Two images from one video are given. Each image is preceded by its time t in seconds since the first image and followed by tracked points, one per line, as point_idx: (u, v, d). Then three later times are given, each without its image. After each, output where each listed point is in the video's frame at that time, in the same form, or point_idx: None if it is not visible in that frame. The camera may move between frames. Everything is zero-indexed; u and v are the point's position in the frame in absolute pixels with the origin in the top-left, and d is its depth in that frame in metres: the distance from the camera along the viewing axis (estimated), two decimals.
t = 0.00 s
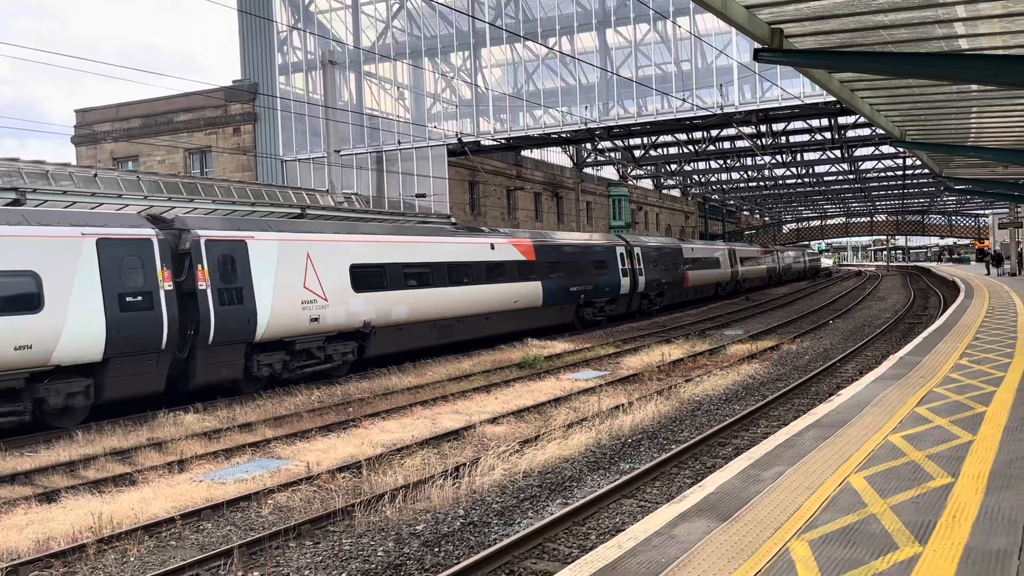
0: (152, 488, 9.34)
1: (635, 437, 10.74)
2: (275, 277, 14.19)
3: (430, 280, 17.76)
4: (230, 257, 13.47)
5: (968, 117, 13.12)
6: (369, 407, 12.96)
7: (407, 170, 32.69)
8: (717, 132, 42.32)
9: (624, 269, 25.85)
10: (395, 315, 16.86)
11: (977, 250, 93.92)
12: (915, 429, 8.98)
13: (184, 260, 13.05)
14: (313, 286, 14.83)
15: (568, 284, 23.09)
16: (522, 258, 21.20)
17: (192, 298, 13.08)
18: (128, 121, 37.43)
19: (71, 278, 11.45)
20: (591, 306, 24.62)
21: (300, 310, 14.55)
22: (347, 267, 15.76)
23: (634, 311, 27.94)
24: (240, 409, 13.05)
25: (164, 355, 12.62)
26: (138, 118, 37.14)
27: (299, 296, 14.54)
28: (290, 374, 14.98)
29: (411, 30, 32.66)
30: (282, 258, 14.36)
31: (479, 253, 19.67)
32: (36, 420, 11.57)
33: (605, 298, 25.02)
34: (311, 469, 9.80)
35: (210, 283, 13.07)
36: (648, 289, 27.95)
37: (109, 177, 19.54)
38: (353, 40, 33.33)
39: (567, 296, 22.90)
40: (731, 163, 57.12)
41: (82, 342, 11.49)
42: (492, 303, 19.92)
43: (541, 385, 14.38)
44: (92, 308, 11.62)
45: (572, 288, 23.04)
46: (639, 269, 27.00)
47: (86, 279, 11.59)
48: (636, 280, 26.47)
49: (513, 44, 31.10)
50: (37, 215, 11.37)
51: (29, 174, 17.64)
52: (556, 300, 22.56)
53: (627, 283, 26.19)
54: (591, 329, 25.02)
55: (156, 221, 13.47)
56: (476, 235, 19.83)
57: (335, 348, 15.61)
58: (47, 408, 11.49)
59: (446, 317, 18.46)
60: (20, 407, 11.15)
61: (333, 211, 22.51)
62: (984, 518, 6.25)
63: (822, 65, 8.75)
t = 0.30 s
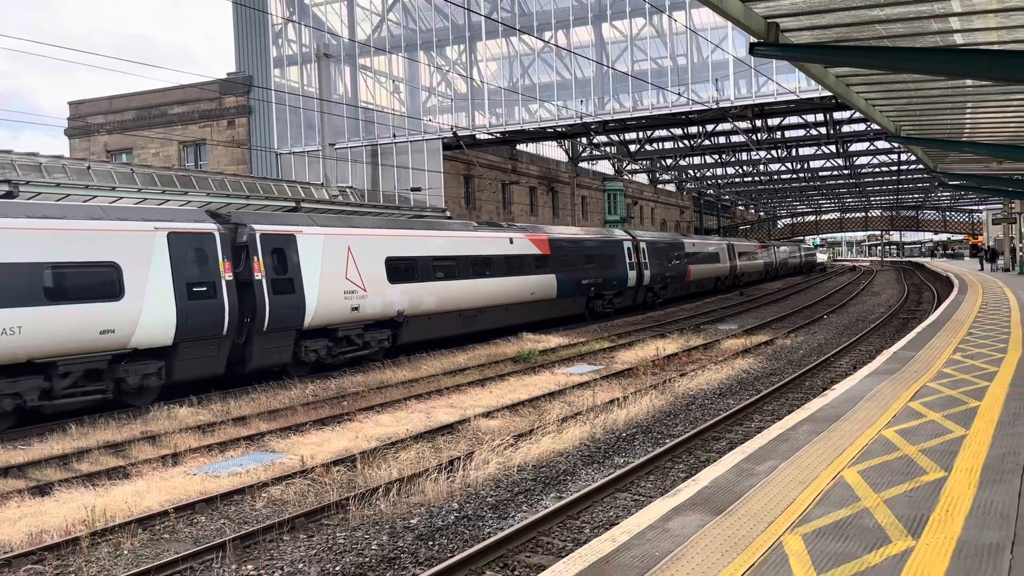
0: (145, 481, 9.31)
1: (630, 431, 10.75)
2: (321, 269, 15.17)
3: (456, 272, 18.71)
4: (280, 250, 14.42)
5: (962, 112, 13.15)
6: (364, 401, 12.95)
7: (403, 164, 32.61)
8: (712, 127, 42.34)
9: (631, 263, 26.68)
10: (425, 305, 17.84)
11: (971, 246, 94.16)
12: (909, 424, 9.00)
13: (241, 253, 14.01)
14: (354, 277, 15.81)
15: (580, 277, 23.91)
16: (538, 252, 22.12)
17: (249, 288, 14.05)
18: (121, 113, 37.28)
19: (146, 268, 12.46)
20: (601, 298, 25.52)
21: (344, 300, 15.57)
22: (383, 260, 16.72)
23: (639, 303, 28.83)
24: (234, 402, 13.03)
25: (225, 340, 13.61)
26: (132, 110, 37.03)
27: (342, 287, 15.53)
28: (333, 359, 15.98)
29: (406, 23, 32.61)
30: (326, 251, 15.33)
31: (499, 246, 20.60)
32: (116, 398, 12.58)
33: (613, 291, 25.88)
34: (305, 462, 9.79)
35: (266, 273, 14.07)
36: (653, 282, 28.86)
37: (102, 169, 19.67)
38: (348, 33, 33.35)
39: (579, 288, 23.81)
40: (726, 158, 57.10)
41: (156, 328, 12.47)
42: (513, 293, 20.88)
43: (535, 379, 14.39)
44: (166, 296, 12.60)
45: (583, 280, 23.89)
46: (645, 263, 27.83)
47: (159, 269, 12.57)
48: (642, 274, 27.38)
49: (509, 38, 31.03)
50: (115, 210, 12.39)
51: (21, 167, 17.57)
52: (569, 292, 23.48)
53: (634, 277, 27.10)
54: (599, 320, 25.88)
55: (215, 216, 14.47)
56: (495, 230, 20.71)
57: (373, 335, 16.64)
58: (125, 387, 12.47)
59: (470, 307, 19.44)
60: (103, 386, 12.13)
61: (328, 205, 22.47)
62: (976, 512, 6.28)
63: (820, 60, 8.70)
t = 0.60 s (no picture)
0: (139, 472, 9.31)
1: (624, 424, 10.76)
2: (360, 260, 16.17)
3: (479, 263, 19.68)
4: (323, 242, 15.40)
5: (957, 106, 13.17)
6: (358, 394, 12.94)
7: (398, 156, 32.77)
8: (708, 120, 42.39)
9: (637, 256, 27.43)
10: (451, 295, 18.84)
11: (965, 241, 94.39)
12: (902, 417, 9.02)
13: (290, 244, 15.01)
14: (389, 268, 16.81)
15: (588, 269, 24.60)
16: (552, 245, 22.96)
17: (297, 277, 15.06)
18: (115, 104, 37.12)
19: (209, 258, 13.49)
20: (609, 290, 26.27)
21: (380, 289, 16.57)
22: (415, 252, 17.69)
23: (644, 296, 29.45)
24: (228, 394, 13.01)
25: (276, 325, 14.64)
26: (126, 101, 36.88)
27: (378, 277, 16.54)
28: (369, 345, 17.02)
29: (402, 15, 32.52)
30: (364, 244, 16.33)
31: (517, 239, 21.46)
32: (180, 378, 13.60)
33: (621, 283, 26.63)
34: (299, 454, 9.78)
35: (313, 264, 15.10)
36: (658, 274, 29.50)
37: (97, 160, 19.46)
38: (344, 25, 33.08)
39: (590, 280, 24.63)
40: (722, 152, 57.08)
41: (218, 313, 13.50)
42: (530, 284, 21.80)
43: (530, 372, 14.39)
44: (226, 284, 13.63)
45: (593, 272, 24.66)
46: (650, 256, 28.57)
47: (220, 259, 13.58)
48: (648, 267, 28.09)
49: (504, 30, 30.95)
50: (180, 203, 13.42)
51: (14, 157, 17.46)
52: (581, 283, 24.31)
53: (639, 269, 27.83)
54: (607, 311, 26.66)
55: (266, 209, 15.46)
56: (513, 224, 21.52)
57: (406, 322, 17.68)
58: (190, 367, 13.51)
59: (491, 297, 20.40)
60: (170, 366, 13.17)
61: (323, 197, 22.45)
62: (969, 505, 6.30)
63: (816, 53, 8.72)
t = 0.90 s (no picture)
0: (134, 463, 9.30)
1: (619, 417, 10.78)
2: (395, 251, 17.19)
3: (499, 255, 20.66)
4: (361, 234, 16.40)
5: (953, 101, 13.20)
6: (353, 385, 12.95)
7: (393, 147, 32.53)
8: (704, 113, 42.36)
9: (642, 249, 28.33)
10: (475, 285, 19.89)
11: (959, 236, 94.58)
12: (897, 410, 9.07)
13: (333, 235, 15.98)
14: (420, 259, 17.83)
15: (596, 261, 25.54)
16: (564, 238, 23.90)
17: (339, 267, 16.08)
18: (110, 94, 36.94)
19: (262, 247, 14.49)
20: (616, 281, 27.30)
21: (412, 278, 17.59)
22: (443, 244, 18.71)
23: (648, 288, 30.38)
24: (223, 385, 13.01)
25: (321, 311, 15.67)
26: (120, 91, 36.75)
27: (410, 267, 17.56)
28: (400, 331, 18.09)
29: (398, 6, 32.40)
30: (398, 235, 17.35)
31: (532, 232, 22.42)
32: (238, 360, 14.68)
33: (628, 274, 27.66)
34: (294, 446, 9.79)
35: (354, 254, 16.15)
36: (661, 267, 30.42)
37: (91, 151, 19.43)
38: (340, 16, 33.04)
39: (600, 272, 25.63)
40: (718, 145, 57.04)
41: (271, 299, 14.54)
42: (546, 275, 22.80)
43: (525, 364, 14.40)
44: (278, 272, 14.66)
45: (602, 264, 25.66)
46: (654, 249, 29.47)
47: (272, 249, 14.58)
48: (652, 259, 29.03)
49: (501, 21, 30.85)
50: (235, 197, 14.40)
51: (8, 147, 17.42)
52: (591, 275, 25.30)
53: (644, 262, 28.81)
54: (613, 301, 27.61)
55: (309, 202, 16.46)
56: (529, 218, 22.49)
57: (435, 310, 18.80)
58: (246, 349, 14.59)
59: (511, 288, 21.42)
60: (228, 348, 14.25)
61: (318, 188, 22.44)
62: (963, 498, 6.33)
63: (814, 47, 8.73)
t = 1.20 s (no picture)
0: (129, 454, 9.29)
1: (614, 409, 10.80)
2: (424, 242, 18.14)
3: (517, 246, 21.62)
4: (393, 226, 17.37)
5: (949, 94, 13.21)
6: (348, 377, 12.95)
7: (389, 139, 32.41)
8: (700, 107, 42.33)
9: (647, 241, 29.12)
10: (495, 275, 20.87)
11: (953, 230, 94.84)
12: (891, 404, 9.11)
13: (370, 228, 16.91)
14: (447, 250, 18.79)
15: (607, 254, 26.53)
16: (575, 231, 24.83)
17: (376, 257, 17.03)
18: (104, 84, 36.78)
19: (308, 238, 15.39)
20: (623, 273, 28.20)
21: (439, 269, 18.55)
22: (467, 236, 19.67)
23: (652, 280, 31.24)
24: (218, 377, 13.00)
25: (360, 299, 16.64)
26: (115, 81, 36.59)
27: (438, 258, 18.51)
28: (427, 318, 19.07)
29: None
30: (427, 228, 18.30)
31: (546, 225, 23.34)
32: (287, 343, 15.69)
33: (634, 266, 28.50)
34: (289, 438, 9.78)
35: (389, 246, 17.16)
36: (664, 259, 31.26)
37: (84, 141, 19.57)
38: (335, 6, 32.81)
39: (608, 264, 26.51)
40: (714, 139, 56.98)
41: (316, 287, 15.48)
42: (559, 266, 23.74)
43: (520, 357, 14.41)
44: (322, 261, 15.59)
45: (611, 256, 26.55)
46: (658, 242, 30.26)
47: (317, 240, 15.48)
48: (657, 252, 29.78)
49: (497, 13, 30.77)
50: (284, 190, 15.26)
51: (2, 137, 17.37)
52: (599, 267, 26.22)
53: (648, 254, 29.68)
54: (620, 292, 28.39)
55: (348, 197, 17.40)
56: (542, 211, 23.42)
57: (460, 298, 19.83)
58: (295, 333, 15.59)
59: (527, 278, 22.40)
60: (279, 332, 15.26)
61: (313, 179, 22.41)
62: (956, 491, 6.36)
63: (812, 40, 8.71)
